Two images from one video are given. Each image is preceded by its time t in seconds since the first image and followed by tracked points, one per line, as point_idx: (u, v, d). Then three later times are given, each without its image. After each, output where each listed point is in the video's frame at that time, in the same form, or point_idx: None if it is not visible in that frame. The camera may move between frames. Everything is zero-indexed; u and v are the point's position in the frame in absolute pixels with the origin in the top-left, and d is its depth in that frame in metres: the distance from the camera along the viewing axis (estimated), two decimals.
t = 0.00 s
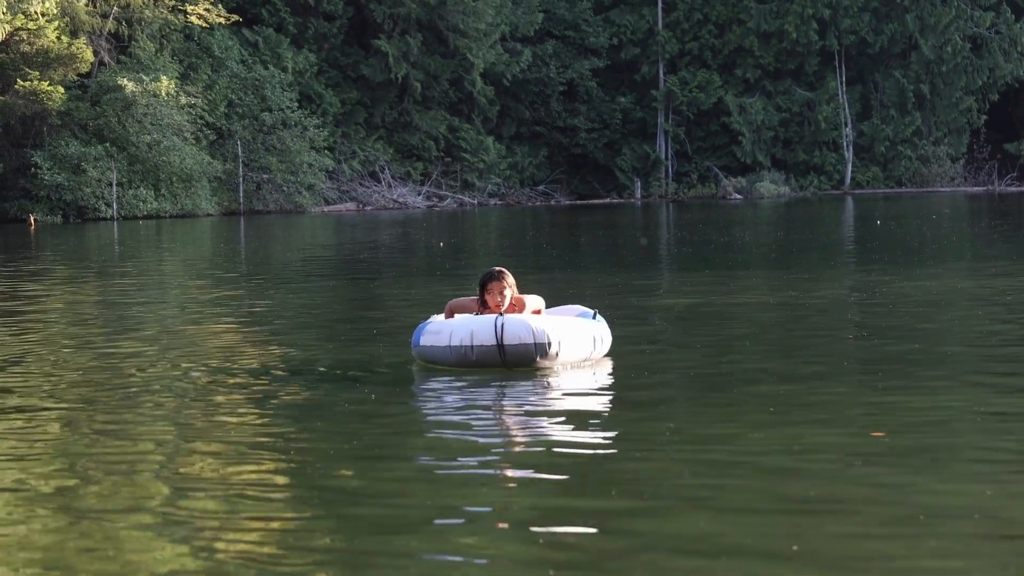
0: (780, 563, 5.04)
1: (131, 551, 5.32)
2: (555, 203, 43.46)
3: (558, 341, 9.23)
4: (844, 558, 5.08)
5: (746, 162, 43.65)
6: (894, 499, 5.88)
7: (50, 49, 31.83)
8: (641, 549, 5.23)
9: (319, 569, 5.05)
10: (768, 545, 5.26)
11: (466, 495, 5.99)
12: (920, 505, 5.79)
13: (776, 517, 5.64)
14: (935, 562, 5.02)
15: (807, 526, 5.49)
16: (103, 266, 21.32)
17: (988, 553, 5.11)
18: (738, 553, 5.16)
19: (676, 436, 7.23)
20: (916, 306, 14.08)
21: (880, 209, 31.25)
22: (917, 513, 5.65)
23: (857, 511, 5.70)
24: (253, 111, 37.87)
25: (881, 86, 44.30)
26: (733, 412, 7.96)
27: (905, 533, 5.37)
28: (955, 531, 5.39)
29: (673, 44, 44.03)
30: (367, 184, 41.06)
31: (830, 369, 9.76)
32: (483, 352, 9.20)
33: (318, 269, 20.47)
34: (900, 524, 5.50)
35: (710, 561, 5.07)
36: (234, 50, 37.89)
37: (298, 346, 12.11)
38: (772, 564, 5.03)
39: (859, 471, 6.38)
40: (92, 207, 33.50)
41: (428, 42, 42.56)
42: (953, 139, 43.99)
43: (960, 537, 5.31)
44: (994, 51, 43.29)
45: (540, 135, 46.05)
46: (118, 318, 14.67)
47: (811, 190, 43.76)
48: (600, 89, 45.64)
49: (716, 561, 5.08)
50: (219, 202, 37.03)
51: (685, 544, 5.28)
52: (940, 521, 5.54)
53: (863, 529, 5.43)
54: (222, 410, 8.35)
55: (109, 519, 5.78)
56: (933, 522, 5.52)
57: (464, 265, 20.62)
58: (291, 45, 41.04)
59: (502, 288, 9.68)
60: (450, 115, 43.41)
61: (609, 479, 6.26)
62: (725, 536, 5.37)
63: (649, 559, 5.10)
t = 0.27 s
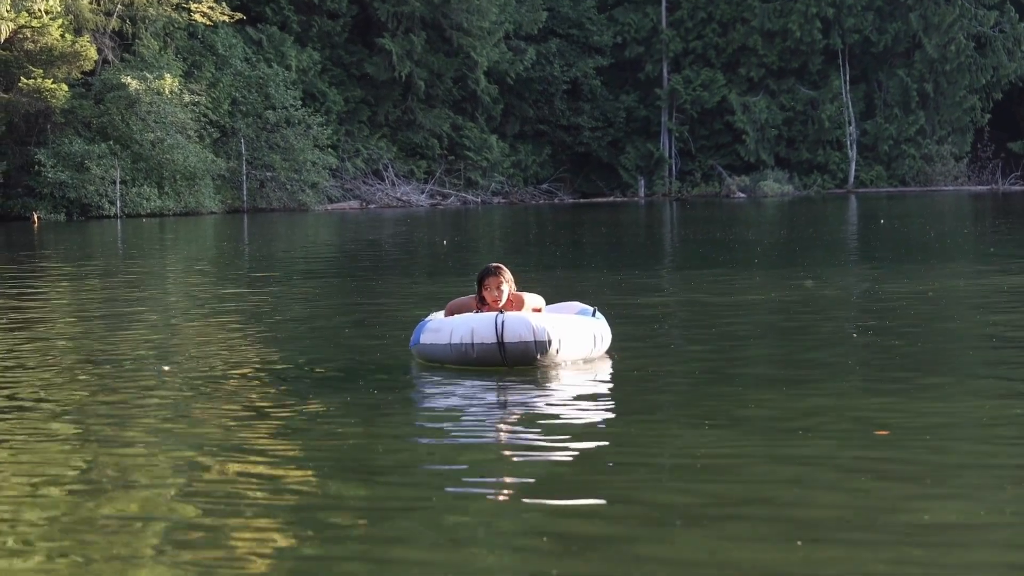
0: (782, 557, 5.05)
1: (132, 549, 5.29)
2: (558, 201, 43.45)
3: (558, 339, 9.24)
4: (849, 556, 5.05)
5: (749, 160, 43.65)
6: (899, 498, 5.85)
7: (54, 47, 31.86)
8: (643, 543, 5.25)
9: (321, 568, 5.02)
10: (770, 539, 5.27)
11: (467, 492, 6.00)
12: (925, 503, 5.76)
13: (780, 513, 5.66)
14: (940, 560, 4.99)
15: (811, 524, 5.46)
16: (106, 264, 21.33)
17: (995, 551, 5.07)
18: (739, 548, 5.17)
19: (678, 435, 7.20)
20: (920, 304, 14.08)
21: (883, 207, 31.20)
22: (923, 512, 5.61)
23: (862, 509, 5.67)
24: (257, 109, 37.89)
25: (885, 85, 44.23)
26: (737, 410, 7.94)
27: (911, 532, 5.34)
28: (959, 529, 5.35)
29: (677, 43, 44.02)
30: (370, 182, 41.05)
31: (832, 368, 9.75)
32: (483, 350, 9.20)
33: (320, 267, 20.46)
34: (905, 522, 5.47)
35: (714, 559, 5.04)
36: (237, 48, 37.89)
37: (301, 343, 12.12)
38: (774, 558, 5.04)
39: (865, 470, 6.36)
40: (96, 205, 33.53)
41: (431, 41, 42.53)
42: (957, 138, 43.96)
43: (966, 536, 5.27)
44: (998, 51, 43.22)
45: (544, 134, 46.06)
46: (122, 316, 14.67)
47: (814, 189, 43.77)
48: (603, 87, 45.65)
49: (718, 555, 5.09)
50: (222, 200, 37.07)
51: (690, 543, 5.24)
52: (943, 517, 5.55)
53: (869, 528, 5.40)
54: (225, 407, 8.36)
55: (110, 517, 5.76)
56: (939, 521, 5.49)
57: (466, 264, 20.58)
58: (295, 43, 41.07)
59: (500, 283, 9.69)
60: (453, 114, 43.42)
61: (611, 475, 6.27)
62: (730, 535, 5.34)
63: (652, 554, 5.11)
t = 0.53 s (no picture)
0: (785, 554, 5.07)
1: (136, 544, 5.32)
2: (561, 197, 43.42)
3: (559, 335, 9.25)
4: (850, 553, 5.07)
5: (752, 157, 43.62)
6: (900, 494, 5.88)
7: (56, 41, 31.86)
8: (646, 540, 5.27)
9: (325, 563, 5.05)
10: (772, 536, 5.29)
11: (471, 487, 6.02)
12: (926, 500, 5.78)
13: (783, 509, 5.68)
14: (940, 557, 5.01)
15: (812, 521, 5.48)
16: (108, 259, 21.31)
17: (996, 549, 5.09)
18: (742, 545, 5.19)
19: (680, 430, 7.23)
20: (921, 301, 14.10)
21: (886, 205, 31.18)
22: (923, 509, 5.63)
23: (864, 506, 5.69)
24: (259, 104, 37.88)
25: (888, 82, 44.17)
26: (738, 406, 7.96)
27: (911, 529, 5.36)
28: (959, 527, 5.37)
29: (680, 40, 44.00)
30: (372, 178, 41.03)
31: (834, 364, 9.77)
32: (483, 346, 9.20)
33: (321, 262, 20.46)
34: (906, 519, 5.49)
35: (716, 557, 5.06)
36: (240, 44, 37.94)
37: (303, 338, 12.14)
38: (778, 556, 5.06)
39: (867, 466, 6.38)
40: (98, 199, 33.53)
41: (434, 36, 42.50)
42: (960, 135, 43.86)
43: (966, 533, 5.29)
44: (1001, 48, 43.17)
45: (546, 130, 46.04)
46: (125, 310, 14.70)
47: (817, 185, 43.72)
48: (606, 84, 45.61)
49: (721, 552, 5.12)
50: (224, 195, 37.07)
51: (691, 540, 5.27)
52: (945, 514, 5.57)
53: (870, 525, 5.42)
54: (227, 402, 8.38)
55: (115, 512, 5.79)
56: (940, 518, 5.51)
57: (467, 260, 20.56)
58: (298, 38, 41.10)
59: (505, 276, 9.65)
60: (456, 109, 43.41)
61: (613, 471, 6.29)
62: (732, 532, 5.36)
63: (655, 550, 5.14)
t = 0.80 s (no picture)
0: (785, 547, 5.09)
1: (138, 534, 5.33)
2: (561, 190, 43.42)
3: (556, 329, 9.26)
4: (850, 547, 5.08)
5: (752, 150, 43.62)
6: (900, 488, 5.89)
7: (57, 33, 31.85)
8: (647, 532, 5.28)
9: (323, 553, 5.05)
10: (772, 529, 5.31)
11: (472, 479, 6.03)
12: (925, 495, 5.79)
13: (782, 502, 5.69)
14: (937, 550, 5.02)
15: (811, 515, 5.49)
16: (108, 251, 21.33)
17: (994, 543, 5.10)
18: (741, 537, 5.21)
19: (682, 424, 7.24)
20: (921, 295, 14.11)
21: (886, 199, 31.21)
22: (922, 503, 5.65)
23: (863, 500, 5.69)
24: (259, 96, 37.87)
25: (888, 75, 44.15)
26: (739, 400, 7.97)
27: (913, 524, 5.36)
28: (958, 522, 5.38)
29: (681, 33, 43.98)
30: (372, 170, 41.01)
31: (834, 358, 9.78)
32: (481, 338, 9.21)
33: (321, 254, 20.47)
34: (906, 514, 5.49)
35: (715, 549, 5.07)
36: (241, 36, 37.93)
37: (303, 330, 12.15)
38: (777, 548, 5.08)
39: (867, 461, 6.38)
40: (98, 191, 33.52)
41: (434, 29, 42.47)
42: (960, 129, 43.95)
43: (965, 528, 5.31)
44: (1002, 42, 43.18)
45: (547, 122, 46.03)
46: (125, 302, 14.70)
47: (817, 179, 43.71)
48: (606, 76, 45.59)
49: (721, 543, 5.13)
50: (224, 187, 37.07)
51: (692, 532, 5.27)
52: (944, 508, 5.59)
53: (869, 519, 5.42)
54: (228, 393, 8.38)
55: (115, 502, 5.79)
56: (940, 511, 5.52)
57: (467, 253, 20.57)
58: (299, 30, 41.11)
59: (509, 268, 9.65)
60: (456, 102, 43.40)
61: (614, 464, 6.30)
62: (731, 525, 5.37)
63: (656, 542, 5.15)
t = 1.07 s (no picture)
0: (782, 540, 5.09)
1: (135, 523, 5.32)
2: (559, 182, 43.42)
3: (550, 321, 9.27)
4: (848, 539, 5.10)
5: (750, 143, 43.65)
6: (897, 482, 5.90)
7: (55, 23, 31.84)
8: (644, 524, 5.28)
9: (324, 541, 5.08)
10: (769, 522, 5.31)
11: (469, 470, 6.03)
12: (923, 488, 5.81)
13: (779, 496, 5.69)
14: (934, 544, 5.03)
15: (810, 507, 5.52)
16: (105, 241, 21.34)
17: (992, 536, 5.13)
18: (737, 530, 5.21)
19: (680, 416, 7.26)
20: (918, 289, 14.12)
21: (884, 191, 31.26)
22: (920, 495, 5.68)
23: (861, 492, 5.72)
24: (258, 88, 37.87)
25: (887, 68, 44.14)
26: (736, 392, 8.00)
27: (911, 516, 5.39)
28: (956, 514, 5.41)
29: (679, 25, 43.97)
30: (370, 162, 40.99)
31: (830, 352, 9.78)
32: (475, 330, 9.21)
33: (319, 246, 20.48)
34: (904, 506, 5.52)
35: (714, 539, 5.09)
36: (239, 27, 37.90)
37: (300, 322, 12.14)
38: (775, 541, 5.08)
39: (865, 453, 6.41)
40: (96, 181, 33.50)
41: (433, 20, 42.46)
42: (958, 122, 44.05)
43: (963, 520, 5.33)
44: (1000, 36, 43.23)
45: (545, 115, 46.05)
46: (122, 292, 14.72)
47: (815, 172, 43.68)
48: (605, 69, 45.58)
49: (719, 536, 5.14)
50: (222, 178, 37.07)
51: (693, 523, 5.29)
52: (941, 502, 5.59)
53: (868, 511, 5.44)
54: (223, 385, 8.38)
55: (115, 490, 5.81)
56: (937, 506, 5.53)
57: (465, 244, 20.59)
58: (297, 21, 41.14)
59: (500, 255, 9.69)
60: (454, 94, 43.39)
61: (611, 456, 6.30)
62: (729, 517, 5.39)
63: (653, 534, 5.15)
